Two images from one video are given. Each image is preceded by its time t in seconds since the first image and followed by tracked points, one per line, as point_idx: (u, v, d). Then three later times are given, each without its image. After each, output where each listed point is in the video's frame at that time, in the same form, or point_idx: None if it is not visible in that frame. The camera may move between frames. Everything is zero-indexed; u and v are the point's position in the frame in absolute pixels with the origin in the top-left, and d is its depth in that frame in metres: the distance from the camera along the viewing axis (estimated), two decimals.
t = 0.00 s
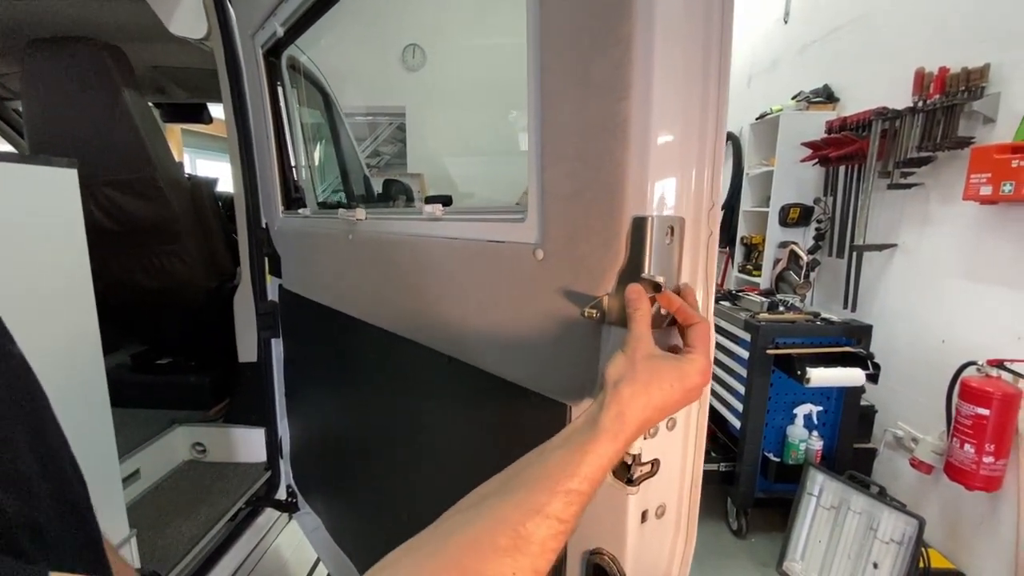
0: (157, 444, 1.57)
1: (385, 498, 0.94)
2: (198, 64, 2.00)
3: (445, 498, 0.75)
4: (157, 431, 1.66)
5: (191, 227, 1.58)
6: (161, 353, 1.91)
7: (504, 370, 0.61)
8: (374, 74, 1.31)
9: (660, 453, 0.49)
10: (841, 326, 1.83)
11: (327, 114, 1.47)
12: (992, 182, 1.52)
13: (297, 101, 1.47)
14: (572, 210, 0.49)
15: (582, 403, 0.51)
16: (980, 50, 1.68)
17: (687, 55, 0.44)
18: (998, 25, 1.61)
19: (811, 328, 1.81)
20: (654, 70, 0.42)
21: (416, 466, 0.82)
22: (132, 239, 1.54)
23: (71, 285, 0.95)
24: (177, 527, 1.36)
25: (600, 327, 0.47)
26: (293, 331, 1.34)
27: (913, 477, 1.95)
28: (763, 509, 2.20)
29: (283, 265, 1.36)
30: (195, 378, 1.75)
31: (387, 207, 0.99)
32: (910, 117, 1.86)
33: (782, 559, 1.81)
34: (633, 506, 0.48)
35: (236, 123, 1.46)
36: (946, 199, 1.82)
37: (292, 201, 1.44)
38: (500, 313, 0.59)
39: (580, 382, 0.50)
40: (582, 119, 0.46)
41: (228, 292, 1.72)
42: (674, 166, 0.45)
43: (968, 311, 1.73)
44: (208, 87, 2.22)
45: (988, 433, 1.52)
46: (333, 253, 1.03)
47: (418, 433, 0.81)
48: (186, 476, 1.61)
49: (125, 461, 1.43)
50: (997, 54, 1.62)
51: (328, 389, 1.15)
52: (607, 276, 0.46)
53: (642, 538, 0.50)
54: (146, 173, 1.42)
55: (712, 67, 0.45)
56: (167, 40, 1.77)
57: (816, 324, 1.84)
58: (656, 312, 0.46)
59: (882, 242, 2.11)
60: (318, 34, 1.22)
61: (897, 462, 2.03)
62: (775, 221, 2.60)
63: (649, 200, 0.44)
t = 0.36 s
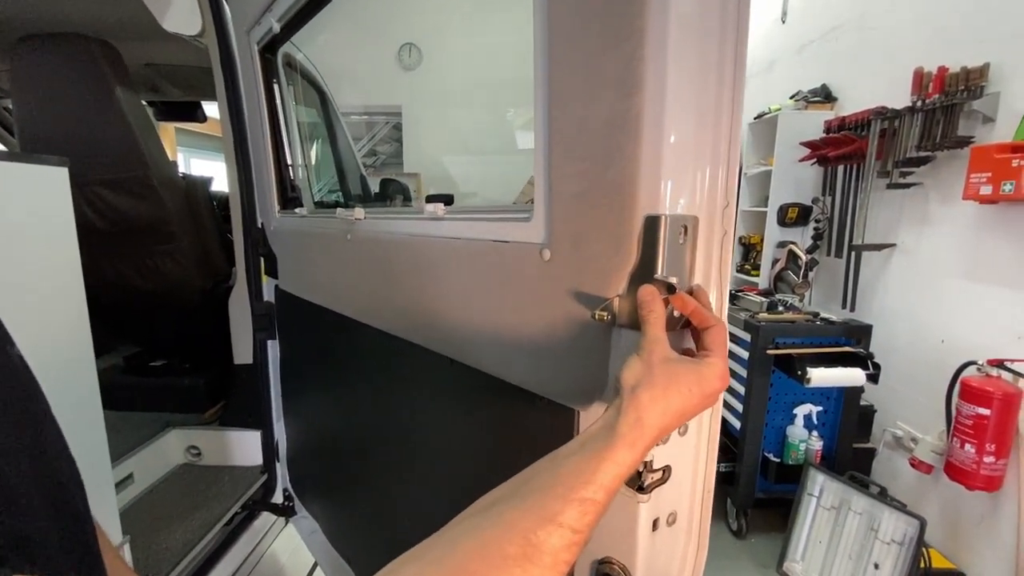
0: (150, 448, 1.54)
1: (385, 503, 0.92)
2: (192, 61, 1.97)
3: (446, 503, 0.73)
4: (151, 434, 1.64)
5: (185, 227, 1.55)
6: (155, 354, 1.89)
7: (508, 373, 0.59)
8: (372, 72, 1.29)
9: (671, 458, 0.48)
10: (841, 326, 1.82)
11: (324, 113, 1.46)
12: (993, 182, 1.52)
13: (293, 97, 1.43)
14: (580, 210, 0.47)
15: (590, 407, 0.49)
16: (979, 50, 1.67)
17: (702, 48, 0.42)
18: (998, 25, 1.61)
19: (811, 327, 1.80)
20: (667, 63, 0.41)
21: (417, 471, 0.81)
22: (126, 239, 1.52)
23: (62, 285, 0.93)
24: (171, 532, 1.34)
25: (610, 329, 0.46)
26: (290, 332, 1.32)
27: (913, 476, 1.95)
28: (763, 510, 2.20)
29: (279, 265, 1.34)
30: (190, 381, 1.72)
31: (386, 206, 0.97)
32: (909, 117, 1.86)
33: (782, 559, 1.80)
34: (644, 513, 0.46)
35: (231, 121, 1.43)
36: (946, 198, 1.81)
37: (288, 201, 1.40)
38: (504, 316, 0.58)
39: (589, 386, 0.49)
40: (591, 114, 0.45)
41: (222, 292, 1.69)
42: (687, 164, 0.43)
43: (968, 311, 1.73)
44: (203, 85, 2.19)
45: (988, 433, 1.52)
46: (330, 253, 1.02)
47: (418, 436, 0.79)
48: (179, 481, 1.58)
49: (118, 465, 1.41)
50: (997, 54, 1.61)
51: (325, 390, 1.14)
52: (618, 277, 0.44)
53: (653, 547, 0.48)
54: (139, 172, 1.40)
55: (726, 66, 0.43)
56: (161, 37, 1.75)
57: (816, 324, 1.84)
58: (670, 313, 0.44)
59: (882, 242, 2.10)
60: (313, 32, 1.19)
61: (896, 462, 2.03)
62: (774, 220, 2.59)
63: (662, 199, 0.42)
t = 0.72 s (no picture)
0: (141, 451, 1.52)
1: (380, 508, 0.91)
2: (183, 58, 1.94)
3: (442, 508, 0.72)
4: (142, 437, 1.62)
5: (176, 227, 1.53)
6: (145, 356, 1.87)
7: (505, 376, 0.58)
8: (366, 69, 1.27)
9: (674, 463, 0.46)
10: (837, 326, 1.82)
11: (317, 112, 1.45)
12: (988, 181, 1.52)
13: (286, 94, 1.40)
14: (579, 208, 0.46)
15: (590, 411, 0.48)
16: (975, 49, 1.68)
17: (706, 42, 0.41)
18: (994, 24, 1.61)
19: (808, 327, 1.80)
20: (670, 57, 0.39)
21: (412, 475, 0.79)
22: (115, 239, 1.49)
23: (48, 286, 0.91)
24: (162, 537, 1.32)
25: (611, 331, 0.44)
26: (283, 333, 1.30)
27: (909, 476, 1.95)
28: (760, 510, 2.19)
29: (271, 266, 1.32)
30: (181, 384, 1.70)
31: (380, 206, 0.95)
32: (905, 116, 1.86)
33: (779, 559, 1.81)
34: (646, 521, 0.45)
35: (222, 119, 1.41)
36: (941, 198, 1.82)
37: (281, 199, 1.39)
38: (501, 317, 0.56)
39: (589, 390, 0.47)
40: (591, 109, 0.44)
41: (214, 294, 1.68)
42: (691, 161, 0.42)
43: (965, 311, 1.72)
44: (194, 83, 2.17)
45: (985, 432, 1.52)
46: (322, 253, 1.00)
47: (414, 440, 0.78)
48: (171, 484, 1.56)
49: (107, 470, 1.39)
50: (992, 53, 1.61)
51: (318, 393, 1.12)
52: (620, 278, 0.43)
53: (655, 555, 0.47)
54: (128, 171, 1.37)
55: (730, 62, 0.42)
56: (150, 34, 1.72)
57: (812, 324, 1.84)
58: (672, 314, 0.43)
59: (878, 241, 2.10)
60: (304, 28, 1.17)
61: (893, 461, 2.03)
62: (769, 220, 2.59)
63: (665, 198, 0.41)
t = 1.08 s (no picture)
0: (130, 455, 1.50)
1: (376, 513, 0.89)
2: (173, 56, 1.91)
3: (440, 514, 0.70)
4: (132, 441, 1.59)
5: (166, 227, 1.51)
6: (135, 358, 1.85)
7: (504, 378, 0.56)
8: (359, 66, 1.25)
9: (679, 468, 0.45)
10: (833, 325, 1.83)
11: (310, 110, 1.44)
12: (983, 180, 1.53)
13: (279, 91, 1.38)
14: (580, 206, 0.44)
15: (591, 415, 0.47)
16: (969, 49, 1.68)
17: (713, 33, 0.40)
18: (989, 24, 1.61)
19: (803, 326, 1.80)
20: (676, 48, 0.38)
21: (408, 480, 0.77)
22: (103, 239, 1.46)
23: (34, 288, 0.88)
24: (151, 544, 1.29)
25: (614, 333, 0.43)
26: (275, 334, 1.28)
27: (904, 475, 1.95)
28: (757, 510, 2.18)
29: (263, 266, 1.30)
30: (172, 386, 1.67)
31: (374, 205, 0.94)
32: (899, 116, 1.87)
33: (776, 559, 1.80)
34: (650, 528, 0.44)
35: (212, 117, 1.38)
36: (936, 197, 1.82)
37: (273, 199, 1.36)
38: (499, 317, 0.55)
39: (591, 393, 0.46)
40: (592, 104, 0.42)
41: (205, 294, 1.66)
42: (697, 157, 0.40)
43: (960, 310, 1.73)
44: (184, 81, 2.14)
45: (981, 430, 1.52)
46: (316, 253, 0.98)
47: (411, 444, 0.76)
48: (161, 489, 1.53)
49: (94, 475, 1.36)
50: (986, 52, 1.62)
51: (312, 395, 1.10)
52: (623, 278, 0.42)
53: (659, 563, 0.45)
54: (117, 170, 1.35)
55: (737, 55, 0.41)
56: (139, 30, 1.69)
57: (808, 323, 1.84)
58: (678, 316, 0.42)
59: (872, 240, 2.11)
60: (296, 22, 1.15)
61: (888, 460, 2.03)
62: (764, 220, 2.59)
63: (670, 195, 0.40)
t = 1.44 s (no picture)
0: (118, 460, 1.47)
1: (371, 516, 0.87)
2: (162, 52, 1.88)
3: (437, 518, 0.69)
4: (121, 445, 1.57)
5: (155, 226, 1.48)
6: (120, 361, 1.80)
7: (501, 380, 0.55)
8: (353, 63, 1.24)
9: (683, 472, 0.44)
10: (828, 324, 1.83)
11: (303, 108, 1.41)
12: (978, 179, 1.53)
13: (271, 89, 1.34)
14: (580, 202, 0.43)
15: (592, 417, 0.45)
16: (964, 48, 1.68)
17: (719, 23, 0.38)
18: (982, 23, 1.62)
19: (798, 325, 1.81)
20: (681, 39, 0.37)
21: (404, 483, 0.76)
22: (90, 239, 1.43)
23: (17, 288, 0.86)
24: (140, 550, 1.26)
25: (616, 333, 0.42)
26: (267, 335, 1.26)
27: (899, 473, 1.96)
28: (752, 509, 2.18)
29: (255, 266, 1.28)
30: (162, 389, 1.65)
31: (367, 203, 0.92)
32: (894, 115, 1.87)
33: (773, 559, 1.80)
34: (653, 535, 0.42)
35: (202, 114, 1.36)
36: (930, 196, 1.83)
37: (264, 197, 1.34)
38: (496, 317, 0.54)
39: (592, 395, 0.45)
40: (593, 96, 0.41)
41: (196, 294, 1.64)
42: (702, 151, 0.39)
43: (954, 309, 1.73)
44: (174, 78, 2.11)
45: (976, 429, 1.52)
46: (308, 252, 0.96)
47: (406, 446, 0.75)
48: (150, 494, 1.51)
49: (81, 480, 1.33)
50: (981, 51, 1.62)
51: (305, 397, 1.08)
52: (626, 276, 0.40)
53: (664, 571, 0.44)
54: (104, 168, 1.32)
55: (743, 46, 0.40)
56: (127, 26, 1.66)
57: (804, 322, 1.84)
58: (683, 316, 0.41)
59: (867, 239, 2.11)
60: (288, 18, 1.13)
61: (883, 458, 2.04)
62: (759, 219, 2.60)
63: (674, 190, 0.39)
